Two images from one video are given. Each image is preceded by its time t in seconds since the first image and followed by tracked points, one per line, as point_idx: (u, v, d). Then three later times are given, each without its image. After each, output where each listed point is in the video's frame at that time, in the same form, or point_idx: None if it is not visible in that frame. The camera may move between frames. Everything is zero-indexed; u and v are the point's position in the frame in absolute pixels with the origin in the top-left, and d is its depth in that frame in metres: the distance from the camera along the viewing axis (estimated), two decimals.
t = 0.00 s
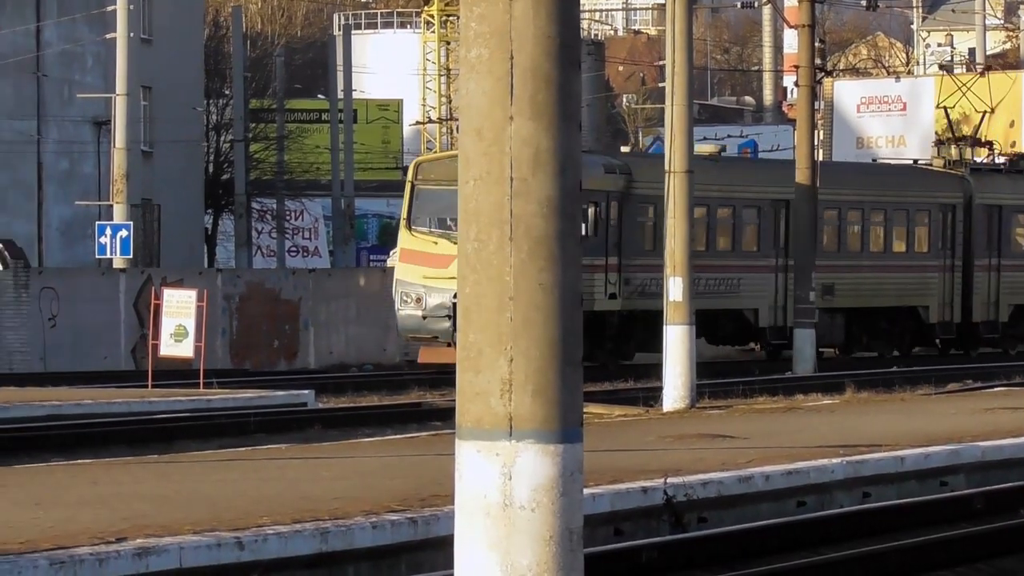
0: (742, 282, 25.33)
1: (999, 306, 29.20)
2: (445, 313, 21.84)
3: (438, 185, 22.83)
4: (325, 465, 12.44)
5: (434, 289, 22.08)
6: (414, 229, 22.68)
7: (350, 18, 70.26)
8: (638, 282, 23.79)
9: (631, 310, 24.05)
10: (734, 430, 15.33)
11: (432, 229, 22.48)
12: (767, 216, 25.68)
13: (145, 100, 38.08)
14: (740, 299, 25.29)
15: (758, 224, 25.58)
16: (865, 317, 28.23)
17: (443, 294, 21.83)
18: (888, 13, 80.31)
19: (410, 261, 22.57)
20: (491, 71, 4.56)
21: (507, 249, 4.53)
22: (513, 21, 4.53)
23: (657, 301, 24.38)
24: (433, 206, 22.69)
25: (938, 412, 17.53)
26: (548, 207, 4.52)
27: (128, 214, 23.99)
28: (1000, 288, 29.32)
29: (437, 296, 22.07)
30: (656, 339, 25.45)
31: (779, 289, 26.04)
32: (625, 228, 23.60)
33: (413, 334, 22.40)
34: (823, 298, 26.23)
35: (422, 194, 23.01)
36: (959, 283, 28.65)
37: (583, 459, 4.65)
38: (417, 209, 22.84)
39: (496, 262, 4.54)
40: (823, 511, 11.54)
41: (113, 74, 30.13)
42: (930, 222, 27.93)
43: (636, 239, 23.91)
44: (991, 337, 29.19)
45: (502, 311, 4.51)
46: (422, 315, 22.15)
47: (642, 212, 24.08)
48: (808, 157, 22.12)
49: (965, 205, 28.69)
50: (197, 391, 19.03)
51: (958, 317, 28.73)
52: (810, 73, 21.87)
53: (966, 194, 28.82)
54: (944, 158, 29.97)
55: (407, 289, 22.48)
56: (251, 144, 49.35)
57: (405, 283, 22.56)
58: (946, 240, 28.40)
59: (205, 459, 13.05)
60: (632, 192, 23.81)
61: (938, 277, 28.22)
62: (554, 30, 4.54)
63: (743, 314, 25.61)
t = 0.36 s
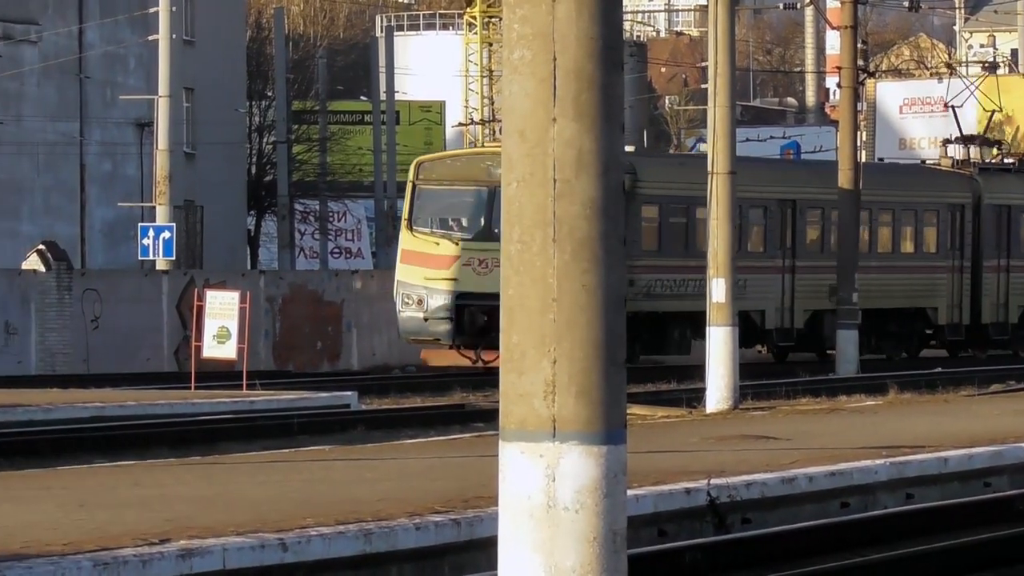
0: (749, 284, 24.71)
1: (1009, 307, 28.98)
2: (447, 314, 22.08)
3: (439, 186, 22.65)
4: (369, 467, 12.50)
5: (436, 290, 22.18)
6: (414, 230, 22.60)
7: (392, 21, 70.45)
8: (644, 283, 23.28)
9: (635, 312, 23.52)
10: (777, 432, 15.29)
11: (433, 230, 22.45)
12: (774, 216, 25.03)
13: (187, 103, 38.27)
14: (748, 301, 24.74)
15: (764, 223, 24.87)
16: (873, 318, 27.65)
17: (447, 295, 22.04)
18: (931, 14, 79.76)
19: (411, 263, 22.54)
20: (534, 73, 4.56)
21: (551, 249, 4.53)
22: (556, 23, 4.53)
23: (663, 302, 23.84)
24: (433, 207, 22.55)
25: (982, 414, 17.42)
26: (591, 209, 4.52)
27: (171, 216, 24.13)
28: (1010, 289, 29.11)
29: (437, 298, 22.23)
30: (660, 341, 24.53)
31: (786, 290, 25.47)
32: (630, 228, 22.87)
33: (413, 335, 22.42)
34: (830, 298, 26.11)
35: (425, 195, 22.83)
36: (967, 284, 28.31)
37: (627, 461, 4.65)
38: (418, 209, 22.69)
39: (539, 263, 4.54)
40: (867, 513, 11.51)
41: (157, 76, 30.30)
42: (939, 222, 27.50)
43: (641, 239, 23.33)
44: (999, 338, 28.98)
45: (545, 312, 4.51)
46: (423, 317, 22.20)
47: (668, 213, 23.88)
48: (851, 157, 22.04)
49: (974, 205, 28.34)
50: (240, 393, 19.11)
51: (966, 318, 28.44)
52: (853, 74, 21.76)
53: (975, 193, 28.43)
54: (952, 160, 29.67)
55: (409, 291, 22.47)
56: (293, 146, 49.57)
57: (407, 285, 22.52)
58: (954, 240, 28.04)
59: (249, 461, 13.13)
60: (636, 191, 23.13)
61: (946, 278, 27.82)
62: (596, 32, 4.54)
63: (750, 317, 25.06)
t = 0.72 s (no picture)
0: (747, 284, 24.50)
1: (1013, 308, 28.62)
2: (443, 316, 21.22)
3: (434, 185, 21.85)
4: (408, 468, 12.53)
5: (433, 293, 21.31)
6: (409, 230, 21.67)
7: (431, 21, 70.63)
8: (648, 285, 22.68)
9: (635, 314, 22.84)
10: (816, 433, 15.24)
11: (429, 230, 21.63)
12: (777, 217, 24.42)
13: (226, 103, 38.46)
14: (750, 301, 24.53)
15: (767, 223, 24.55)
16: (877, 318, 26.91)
17: (444, 297, 21.18)
18: (971, 14, 79.15)
19: (403, 264, 21.56)
20: (574, 74, 4.57)
21: (590, 250, 4.54)
22: (595, 24, 4.54)
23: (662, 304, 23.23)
24: (428, 206, 21.70)
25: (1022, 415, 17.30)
26: (630, 209, 4.53)
27: (209, 217, 24.25)
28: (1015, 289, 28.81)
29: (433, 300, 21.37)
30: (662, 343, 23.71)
31: (789, 290, 24.66)
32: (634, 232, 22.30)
33: (408, 336, 21.48)
34: (834, 299, 25.34)
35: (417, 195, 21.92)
36: (972, 284, 27.81)
37: (666, 462, 4.66)
38: (412, 209, 21.77)
39: (579, 264, 4.55)
40: (906, 513, 11.45)
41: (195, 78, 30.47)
42: (943, 221, 26.93)
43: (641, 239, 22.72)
44: (1004, 339, 28.61)
45: (585, 312, 4.52)
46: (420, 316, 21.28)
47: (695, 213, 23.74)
48: (890, 158, 21.93)
49: (979, 205, 27.86)
50: (279, 394, 19.17)
51: (971, 319, 27.96)
52: (892, 74, 21.67)
53: (979, 192, 27.93)
54: (957, 160, 29.31)
55: (402, 291, 21.48)
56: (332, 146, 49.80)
57: (400, 286, 21.52)
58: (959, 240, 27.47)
59: (288, 462, 13.18)
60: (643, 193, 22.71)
61: (951, 278, 27.30)
62: (635, 32, 4.55)
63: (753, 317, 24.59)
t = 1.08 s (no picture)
0: (752, 286, 23.95)
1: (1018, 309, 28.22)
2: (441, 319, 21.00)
3: (433, 186, 21.54)
4: (447, 470, 12.57)
5: (431, 295, 21.02)
6: (406, 232, 21.41)
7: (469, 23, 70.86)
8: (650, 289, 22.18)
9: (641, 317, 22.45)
10: (856, 435, 15.19)
11: (425, 232, 21.35)
12: (778, 214, 24.44)
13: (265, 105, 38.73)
14: (752, 302, 23.95)
15: (769, 224, 24.30)
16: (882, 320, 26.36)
17: (441, 299, 20.87)
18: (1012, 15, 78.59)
19: (402, 267, 21.30)
20: (613, 76, 4.59)
21: (630, 253, 4.56)
22: (635, 26, 4.57)
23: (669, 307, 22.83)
24: (426, 207, 21.42)
25: None
26: (670, 211, 4.55)
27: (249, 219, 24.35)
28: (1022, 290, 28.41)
29: (432, 302, 21.10)
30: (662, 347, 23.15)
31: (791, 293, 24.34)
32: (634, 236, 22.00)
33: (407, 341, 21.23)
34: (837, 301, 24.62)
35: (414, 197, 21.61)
36: (977, 286, 27.34)
37: (706, 465, 4.68)
38: (410, 211, 21.51)
39: (619, 266, 4.58)
40: (946, 514, 11.41)
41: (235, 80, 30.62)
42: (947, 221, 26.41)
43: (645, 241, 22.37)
44: (1010, 342, 28.27)
45: (624, 315, 4.55)
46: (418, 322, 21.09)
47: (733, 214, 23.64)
48: (929, 160, 21.80)
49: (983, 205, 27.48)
50: (318, 396, 19.25)
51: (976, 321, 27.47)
52: (931, 76, 21.60)
53: (984, 192, 27.61)
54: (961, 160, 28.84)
55: (400, 294, 21.21)
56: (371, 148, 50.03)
57: (397, 290, 21.26)
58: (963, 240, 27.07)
59: (329, 464, 13.24)
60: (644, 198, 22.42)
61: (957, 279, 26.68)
62: (675, 34, 4.57)
63: (755, 320, 24.14)
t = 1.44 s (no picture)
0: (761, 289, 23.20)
1: None
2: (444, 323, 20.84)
3: (435, 185, 21.37)
4: (491, 472, 12.61)
5: (432, 297, 20.94)
6: (408, 232, 21.29)
7: (513, 23, 70.85)
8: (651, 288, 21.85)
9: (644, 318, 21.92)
10: (900, 436, 15.13)
11: (426, 233, 21.21)
12: (785, 216, 23.71)
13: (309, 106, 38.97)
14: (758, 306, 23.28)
15: (777, 225, 23.58)
16: (891, 324, 25.82)
17: (443, 301, 20.77)
18: None
19: (404, 267, 21.22)
20: (657, 77, 4.61)
21: (675, 254, 4.58)
22: (679, 27, 4.59)
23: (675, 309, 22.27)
24: (428, 208, 21.29)
25: None
26: (714, 211, 4.56)
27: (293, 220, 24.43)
28: None
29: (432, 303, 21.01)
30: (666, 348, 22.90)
31: (800, 293, 24.02)
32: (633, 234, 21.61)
33: (406, 343, 21.16)
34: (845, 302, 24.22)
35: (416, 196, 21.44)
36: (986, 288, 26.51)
37: (750, 467, 4.69)
38: (413, 211, 21.38)
39: (663, 267, 4.59)
40: (991, 517, 11.35)
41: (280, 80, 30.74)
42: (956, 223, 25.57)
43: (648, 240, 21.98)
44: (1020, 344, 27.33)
45: (669, 317, 4.56)
46: (420, 324, 21.00)
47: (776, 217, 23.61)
48: (973, 162, 21.61)
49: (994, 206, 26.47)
50: (363, 397, 19.33)
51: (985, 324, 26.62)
52: (975, 77, 21.44)
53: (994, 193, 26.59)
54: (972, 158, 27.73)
55: (402, 296, 21.16)
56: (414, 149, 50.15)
57: (400, 291, 21.21)
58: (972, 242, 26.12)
59: (372, 467, 13.30)
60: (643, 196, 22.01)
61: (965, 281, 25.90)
62: (719, 36, 4.59)
63: (761, 323, 23.51)
